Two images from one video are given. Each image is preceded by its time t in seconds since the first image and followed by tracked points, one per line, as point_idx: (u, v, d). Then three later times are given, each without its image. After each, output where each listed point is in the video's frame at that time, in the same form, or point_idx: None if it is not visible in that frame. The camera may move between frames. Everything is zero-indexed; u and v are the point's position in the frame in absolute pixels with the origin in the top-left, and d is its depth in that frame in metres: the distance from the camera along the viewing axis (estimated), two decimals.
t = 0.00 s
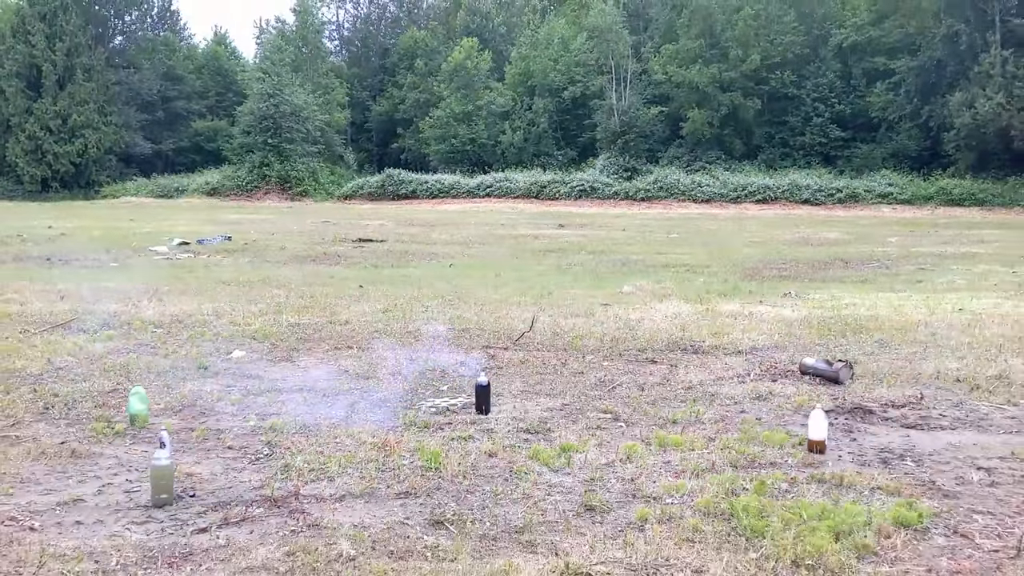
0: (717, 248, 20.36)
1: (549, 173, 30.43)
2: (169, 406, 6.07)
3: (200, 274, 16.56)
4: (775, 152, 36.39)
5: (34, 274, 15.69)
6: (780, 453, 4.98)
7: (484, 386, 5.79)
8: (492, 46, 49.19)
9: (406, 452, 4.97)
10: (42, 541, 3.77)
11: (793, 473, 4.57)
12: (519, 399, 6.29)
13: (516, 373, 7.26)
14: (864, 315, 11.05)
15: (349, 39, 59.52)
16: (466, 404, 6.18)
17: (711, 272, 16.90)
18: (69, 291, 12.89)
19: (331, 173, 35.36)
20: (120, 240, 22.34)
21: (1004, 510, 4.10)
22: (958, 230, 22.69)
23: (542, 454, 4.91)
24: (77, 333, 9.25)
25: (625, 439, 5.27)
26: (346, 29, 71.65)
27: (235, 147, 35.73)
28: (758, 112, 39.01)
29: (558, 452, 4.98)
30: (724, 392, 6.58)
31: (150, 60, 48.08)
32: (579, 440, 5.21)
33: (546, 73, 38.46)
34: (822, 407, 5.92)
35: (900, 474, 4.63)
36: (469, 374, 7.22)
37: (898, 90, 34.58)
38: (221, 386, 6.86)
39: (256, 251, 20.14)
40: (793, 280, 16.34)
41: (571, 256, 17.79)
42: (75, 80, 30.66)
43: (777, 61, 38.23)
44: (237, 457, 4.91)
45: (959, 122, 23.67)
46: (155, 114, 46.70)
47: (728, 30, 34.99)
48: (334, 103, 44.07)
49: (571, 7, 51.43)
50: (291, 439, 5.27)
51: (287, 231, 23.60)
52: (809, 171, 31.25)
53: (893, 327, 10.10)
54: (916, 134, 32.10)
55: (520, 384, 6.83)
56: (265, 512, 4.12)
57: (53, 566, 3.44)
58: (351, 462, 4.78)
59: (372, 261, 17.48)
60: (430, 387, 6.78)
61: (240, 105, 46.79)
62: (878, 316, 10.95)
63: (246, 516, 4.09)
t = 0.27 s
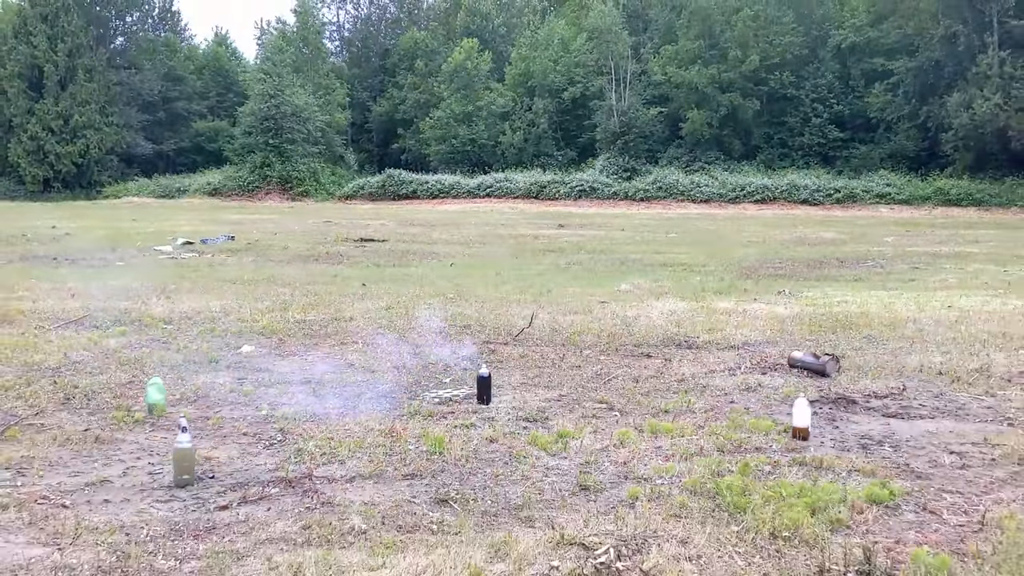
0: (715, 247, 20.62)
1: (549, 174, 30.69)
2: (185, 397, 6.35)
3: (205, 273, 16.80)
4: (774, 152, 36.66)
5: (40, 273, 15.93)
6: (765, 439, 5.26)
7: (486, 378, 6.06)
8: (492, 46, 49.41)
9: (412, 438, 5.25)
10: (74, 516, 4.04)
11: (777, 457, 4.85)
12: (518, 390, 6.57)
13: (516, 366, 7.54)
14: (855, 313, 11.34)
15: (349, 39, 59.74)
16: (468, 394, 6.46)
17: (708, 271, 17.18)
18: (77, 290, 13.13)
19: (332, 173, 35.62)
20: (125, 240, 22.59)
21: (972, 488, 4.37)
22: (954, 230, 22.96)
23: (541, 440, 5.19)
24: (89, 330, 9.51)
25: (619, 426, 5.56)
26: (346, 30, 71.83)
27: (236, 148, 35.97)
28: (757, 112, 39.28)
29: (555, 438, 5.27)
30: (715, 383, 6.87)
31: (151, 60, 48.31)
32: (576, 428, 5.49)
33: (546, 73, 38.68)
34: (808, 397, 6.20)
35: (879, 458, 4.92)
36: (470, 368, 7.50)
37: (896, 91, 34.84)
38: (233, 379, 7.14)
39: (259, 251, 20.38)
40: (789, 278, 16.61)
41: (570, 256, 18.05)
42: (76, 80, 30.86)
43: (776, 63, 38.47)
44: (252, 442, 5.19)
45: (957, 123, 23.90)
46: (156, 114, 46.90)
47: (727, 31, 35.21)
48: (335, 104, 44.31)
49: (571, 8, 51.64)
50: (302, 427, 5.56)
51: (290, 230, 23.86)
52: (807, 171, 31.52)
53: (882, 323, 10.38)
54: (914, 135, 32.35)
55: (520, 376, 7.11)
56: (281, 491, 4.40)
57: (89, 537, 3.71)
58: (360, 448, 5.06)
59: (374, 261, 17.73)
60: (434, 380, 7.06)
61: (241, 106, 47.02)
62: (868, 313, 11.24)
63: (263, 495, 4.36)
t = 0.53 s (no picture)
0: (713, 248, 20.87)
1: (548, 175, 30.93)
2: (197, 393, 6.62)
3: (210, 274, 17.06)
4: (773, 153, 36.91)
5: (46, 274, 16.17)
6: (753, 433, 5.52)
7: (486, 375, 6.32)
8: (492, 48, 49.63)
9: (416, 432, 5.51)
10: (100, 501, 4.30)
11: (763, 450, 5.11)
12: (517, 388, 6.81)
13: (516, 365, 7.80)
14: (847, 313, 11.59)
15: (350, 41, 60.01)
16: (469, 391, 6.71)
17: (705, 271, 17.43)
18: (85, 291, 13.39)
19: (333, 174, 35.86)
20: (129, 240, 22.86)
21: (946, 479, 4.62)
22: (950, 231, 23.19)
23: (538, 434, 5.45)
24: (99, 329, 9.77)
25: (614, 421, 5.82)
26: (346, 31, 72.04)
27: (238, 149, 36.24)
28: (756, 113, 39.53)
29: (552, 432, 5.53)
30: (707, 381, 7.13)
31: (152, 61, 48.54)
32: (573, 423, 5.75)
33: (546, 74, 38.88)
34: (795, 393, 6.45)
35: (861, 450, 5.16)
36: (471, 366, 7.75)
37: (894, 92, 35.06)
38: (241, 377, 7.39)
39: (262, 251, 20.64)
40: (785, 279, 16.86)
41: (569, 257, 18.31)
42: (78, 82, 31.06)
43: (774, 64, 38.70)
44: (264, 436, 5.46)
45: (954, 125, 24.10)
46: (157, 115, 47.16)
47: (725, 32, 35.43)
48: (336, 105, 44.55)
49: (570, 9, 51.85)
50: (311, 422, 5.81)
51: (291, 231, 24.12)
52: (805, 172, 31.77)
53: (873, 323, 10.64)
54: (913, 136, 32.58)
55: (519, 374, 7.35)
56: (293, 482, 4.65)
57: (115, 522, 3.97)
58: (365, 442, 5.31)
59: (376, 262, 17.98)
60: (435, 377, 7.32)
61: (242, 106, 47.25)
62: (860, 313, 11.50)
63: (275, 485, 4.61)
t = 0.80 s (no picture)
0: (710, 259, 21.10)
1: (548, 186, 31.20)
2: (206, 400, 6.84)
3: (213, 284, 17.29)
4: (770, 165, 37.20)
5: (51, 285, 16.37)
6: (742, 436, 5.74)
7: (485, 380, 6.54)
8: (491, 60, 49.98)
9: (418, 436, 5.74)
10: (118, 500, 4.51)
11: (751, 451, 5.33)
12: (515, 394, 7.03)
13: (515, 372, 8.02)
14: (840, 322, 11.82)
15: (350, 53, 60.42)
16: (468, 398, 6.94)
17: (702, 282, 17.65)
18: (90, 301, 13.61)
19: (333, 185, 36.13)
20: (131, 252, 23.08)
21: (925, 478, 4.83)
22: (945, 241, 23.43)
23: (536, 437, 5.68)
24: (107, 339, 9.99)
25: (609, 425, 6.04)
26: (346, 43, 72.47)
27: (239, 161, 36.52)
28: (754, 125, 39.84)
29: (550, 435, 5.75)
30: (700, 388, 7.36)
31: (154, 73, 48.85)
32: (569, 427, 5.97)
33: (545, 86, 39.18)
34: (784, 399, 6.68)
35: (846, 453, 5.38)
36: (471, 373, 7.97)
37: (891, 104, 35.37)
38: (247, 384, 7.62)
39: (264, 262, 20.87)
40: (781, 289, 17.08)
41: (568, 267, 18.54)
42: (80, 94, 31.31)
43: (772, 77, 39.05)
44: (272, 440, 5.68)
45: (951, 136, 24.36)
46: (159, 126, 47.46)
47: (723, 45, 35.77)
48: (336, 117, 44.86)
49: (569, 22, 52.22)
50: (317, 427, 6.03)
51: (292, 242, 24.36)
52: (803, 183, 32.06)
53: (865, 333, 10.87)
54: (910, 147, 32.86)
55: (517, 381, 7.58)
56: (301, 482, 4.87)
57: (134, 519, 4.18)
58: (369, 446, 5.53)
59: (377, 272, 18.21)
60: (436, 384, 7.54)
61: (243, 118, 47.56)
62: (853, 322, 11.73)
63: (284, 485, 4.83)
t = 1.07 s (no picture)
0: (707, 280, 21.35)
1: (546, 207, 31.53)
2: (212, 415, 7.07)
3: (215, 304, 17.52)
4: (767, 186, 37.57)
5: (54, 305, 16.57)
6: (729, 448, 5.98)
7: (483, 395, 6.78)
8: (491, 82, 50.51)
9: (417, 448, 5.97)
10: (132, 507, 4.74)
11: (736, 461, 5.57)
12: (511, 409, 7.27)
13: (511, 388, 8.26)
14: (830, 341, 12.05)
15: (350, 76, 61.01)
16: (467, 412, 7.17)
17: (697, 302, 17.89)
18: (94, 321, 13.84)
19: (333, 207, 36.46)
20: (134, 273, 23.33)
21: (901, 486, 5.07)
22: (940, 262, 23.68)
23: (531, 448, 5.91)
24: (114, 357, 10.23)
25: (602, 437, 6.28)
26: (347, 66, 73.20)
27: (240, 183, 36.88)
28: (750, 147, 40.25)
29: (544, 447, 5.99)
30: (691, 402, 7.60)
31: (155, 96, 49.35)
32: (563, 440, 6.20)
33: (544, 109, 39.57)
34: (771, 413, 6.92)
35: (828, 463, 5.62)
36: (469, 389, 8.21)
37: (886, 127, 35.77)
38: (252, 400, 7.84)
39: (265, 283, 21.13)
40: (775, 309, 17.32)
41: (565, 288, 18.80)
42: (83, 117, 31.64)
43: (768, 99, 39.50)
44: (277, 451, 5.92)
45: (946, 157, 24.66)
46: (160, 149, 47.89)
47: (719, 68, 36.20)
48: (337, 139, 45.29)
49: (567, 45, 52.80)
50: (320, 439, 6.26)
51: (293, 263, 24.63)
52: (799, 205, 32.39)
53: (855, 350, 11.11)
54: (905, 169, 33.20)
55: (514, 397, 7.82)
56: (306, 490, 5.10)
57: (148, 523, 4.41)
58: (371, 456, 5.76)
59: (377, 293, 18.46)
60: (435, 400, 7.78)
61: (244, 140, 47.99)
62: (843, 340, 11.97)
63: (290, 492, 5.07)
